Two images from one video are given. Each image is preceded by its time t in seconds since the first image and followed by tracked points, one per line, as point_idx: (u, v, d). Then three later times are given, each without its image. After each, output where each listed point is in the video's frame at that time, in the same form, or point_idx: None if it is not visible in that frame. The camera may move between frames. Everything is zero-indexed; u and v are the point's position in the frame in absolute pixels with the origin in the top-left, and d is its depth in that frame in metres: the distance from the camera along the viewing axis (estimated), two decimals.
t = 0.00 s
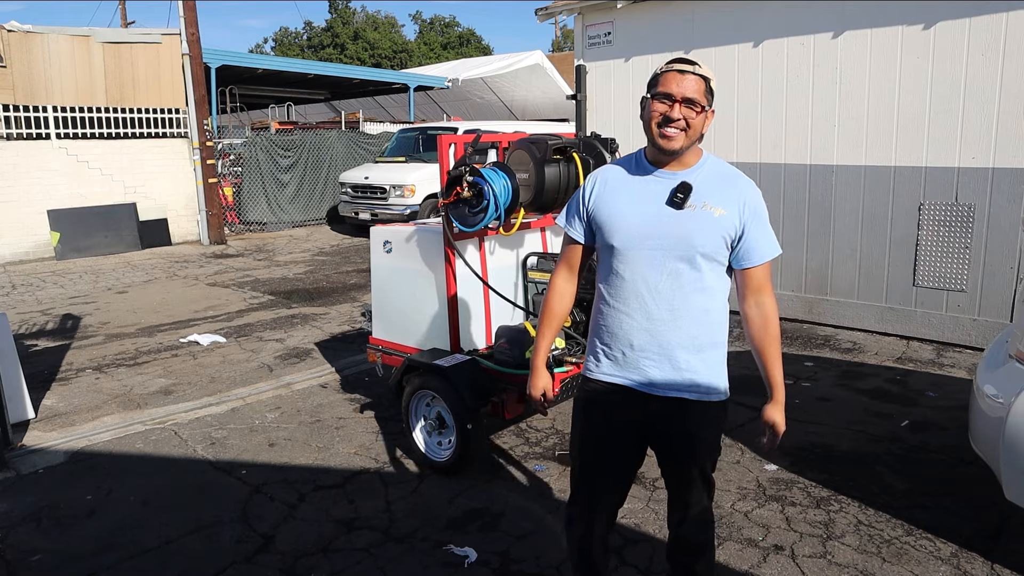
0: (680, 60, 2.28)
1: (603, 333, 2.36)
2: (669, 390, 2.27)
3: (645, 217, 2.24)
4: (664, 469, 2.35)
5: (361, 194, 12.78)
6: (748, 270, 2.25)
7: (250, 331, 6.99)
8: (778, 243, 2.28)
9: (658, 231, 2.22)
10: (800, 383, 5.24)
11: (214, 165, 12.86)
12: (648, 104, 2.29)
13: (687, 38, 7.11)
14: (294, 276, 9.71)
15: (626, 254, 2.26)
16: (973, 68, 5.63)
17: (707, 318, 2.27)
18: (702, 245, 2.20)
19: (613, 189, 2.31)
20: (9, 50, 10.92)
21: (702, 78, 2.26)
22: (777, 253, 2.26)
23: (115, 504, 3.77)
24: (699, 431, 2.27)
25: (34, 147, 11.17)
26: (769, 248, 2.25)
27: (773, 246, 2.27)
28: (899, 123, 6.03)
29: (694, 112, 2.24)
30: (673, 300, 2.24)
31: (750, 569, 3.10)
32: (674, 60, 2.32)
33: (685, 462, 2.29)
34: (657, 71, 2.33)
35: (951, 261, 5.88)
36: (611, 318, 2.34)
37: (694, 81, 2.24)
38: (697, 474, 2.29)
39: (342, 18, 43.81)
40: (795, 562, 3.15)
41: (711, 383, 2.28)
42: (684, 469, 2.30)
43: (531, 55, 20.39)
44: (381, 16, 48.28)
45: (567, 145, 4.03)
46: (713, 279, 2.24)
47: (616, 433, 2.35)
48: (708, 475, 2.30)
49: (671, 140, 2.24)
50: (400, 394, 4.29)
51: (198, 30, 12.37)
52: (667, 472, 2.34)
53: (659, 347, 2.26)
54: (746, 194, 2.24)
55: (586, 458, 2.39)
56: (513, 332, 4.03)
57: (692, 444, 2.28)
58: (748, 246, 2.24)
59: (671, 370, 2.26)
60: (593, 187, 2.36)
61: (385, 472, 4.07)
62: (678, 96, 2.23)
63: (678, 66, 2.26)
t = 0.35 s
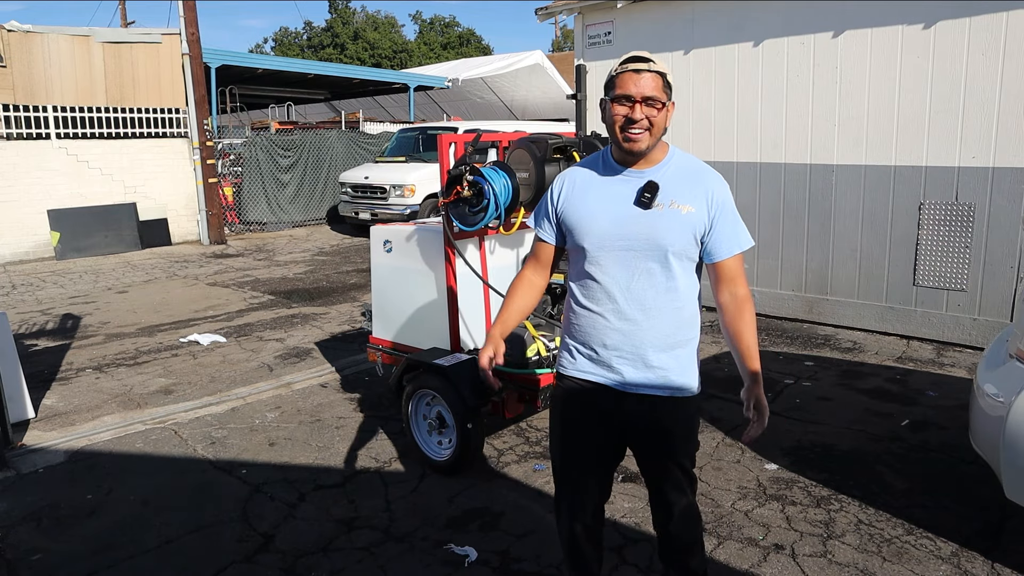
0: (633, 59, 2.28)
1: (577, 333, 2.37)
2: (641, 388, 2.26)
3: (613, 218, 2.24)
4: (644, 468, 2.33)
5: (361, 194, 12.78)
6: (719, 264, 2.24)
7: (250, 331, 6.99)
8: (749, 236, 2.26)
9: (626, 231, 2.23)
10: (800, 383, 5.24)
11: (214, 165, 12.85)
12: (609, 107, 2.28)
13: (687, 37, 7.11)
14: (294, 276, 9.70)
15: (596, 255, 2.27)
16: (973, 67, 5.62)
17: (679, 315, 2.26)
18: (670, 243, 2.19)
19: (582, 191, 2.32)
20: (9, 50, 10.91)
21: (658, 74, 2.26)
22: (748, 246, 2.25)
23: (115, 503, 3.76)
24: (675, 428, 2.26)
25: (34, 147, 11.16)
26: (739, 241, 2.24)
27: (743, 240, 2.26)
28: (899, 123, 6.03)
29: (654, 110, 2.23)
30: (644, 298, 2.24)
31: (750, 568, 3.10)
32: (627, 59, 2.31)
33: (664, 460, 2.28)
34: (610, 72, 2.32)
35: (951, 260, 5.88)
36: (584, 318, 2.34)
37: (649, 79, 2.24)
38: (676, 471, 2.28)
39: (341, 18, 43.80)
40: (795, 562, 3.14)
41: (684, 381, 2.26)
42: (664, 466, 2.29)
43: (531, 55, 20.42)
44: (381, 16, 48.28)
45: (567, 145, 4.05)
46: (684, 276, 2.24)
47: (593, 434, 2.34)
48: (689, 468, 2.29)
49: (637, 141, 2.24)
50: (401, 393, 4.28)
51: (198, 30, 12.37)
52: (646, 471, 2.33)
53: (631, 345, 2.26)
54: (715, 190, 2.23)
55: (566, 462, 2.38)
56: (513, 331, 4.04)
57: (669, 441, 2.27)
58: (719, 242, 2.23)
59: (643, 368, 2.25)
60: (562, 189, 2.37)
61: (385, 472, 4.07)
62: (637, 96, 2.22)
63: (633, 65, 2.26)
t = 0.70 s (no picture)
0: (596, 65, 2.26)
1: (557, 333, 2.37)
2: (621, 386, 2.24)
3: (590, 217, 2.25)
4: (630, 469, 2.32)
5: (361, 194, 12.78)
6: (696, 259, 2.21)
7: (250, 331, 7.00)
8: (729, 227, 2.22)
9: (603, 229, 2.23)
10: (800, 383, 5.24)
11: (214, 165, 12.86)
12: (575, 115, 2.27)
13: (687, 37, 7.10)
14: (294, 276, 9.71)
15: (575, 255, 2.27)
16: (973, 67, 5.63)
17: (659, 312, 2.24)
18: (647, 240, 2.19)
19: (559, 192, 2.33)
20: (9, 51, 10.92)
21: (621, 79, 2.24)
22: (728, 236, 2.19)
23: (115, 503, 3.77)
24: (659, 429, 2.24)
25: (34, 147, 11.17)
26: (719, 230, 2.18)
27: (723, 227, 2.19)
28: (899, 123, 6.03)
29: (620, 116, 2.22)
30: (622, 296, 2.23)
31: (750, 569, 3.11)
32: (590, 65, 2.30)
33: (648, 461, 2.26)
34: (574, 79, 2.30)
35: (950, 260, 5.89)
36: (564, 318, 2.34)
37: (614, 85, 2.22)
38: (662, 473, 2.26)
39: (341, 18, 43.82)
40: (795, 562, 3.15)
41: (665, 378, 2.24)
42: (650, 468, 2.27)
43: (531, 55, 20.45)
44: (381, 16, 48.27)
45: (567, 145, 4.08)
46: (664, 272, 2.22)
47: (578, 437, 2.35)
48: (675, 468, 2.27)
49: (606, 148, 2.24)
50: (401, 394, 4.29)
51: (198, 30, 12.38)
52: (633, 473, 2.32)
53: (609, 343, 2.24)
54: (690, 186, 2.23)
55: (555, 464, 2.39)
56: (513, 332, 4.04)
57: (653, 443, 2.25)
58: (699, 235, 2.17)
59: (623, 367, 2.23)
60: (540, 191, 2.38)
61: (385, 472, 4.08)
62: (601, 103, 2.21)
63: (595, 72, 2.25)
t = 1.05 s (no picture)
0: (596, 61, 2.29)
1: (552, 334, 2.37)
2: (616, 386, 2.25)
3: (584, 217, 2.25)
4: (626, 468, 2.32)
5: (361, 194, 12.78)
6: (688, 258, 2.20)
7: (250, 331, 7.00)
8: (722, 229, 2.24)
9: (597, 230, 2.23)
10: (800, 383, 5.24)
11: (214, 165, 12.85)
12: (571, 109, 2.30)
13: (687, 37, 7.10)
14: (295, 276, 9.71)
15: (569, 255, 2.27)
16: (973, 67, 5.63)
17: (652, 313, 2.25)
18: (641, 240, 2.19)
19: (553, 192, 2.34)
20: (9, 50, 10.92)
21: (618, 77, 2.26)
22: (721, 239, 2.21)
23: (115, 503, 3.77)
24: (655, 428, 2.24)
25: (34, 147, 11.17)
26: (713, 233, 2.21)
27: (715, 231, 2.21)
28: (899, 122, 6.03)
29: (612, 113, 2.25)
30: (616, 296, 2.23)
31: (750, 568, 3.11)
32: (590, 62, 2.33)
33: (644, 460, 2.27)
34: (575, 75, 2.34)
35: (950, 260, 5.89)
36: (558, 319, 2.34)
37: (610, 82, 2.25)
38: (659, 471, 2.27)
39: (342, 18, 43.82)
40: (794, 562, 3.15)
41: (659, 378, 2.25)
42: (646, 467, 2.27)
43: (531, 55, 20.48)
44: (381, 16, 48.27)
45: (567, 146, 4.07)
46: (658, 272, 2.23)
47: (574, 436, 2.34)
48: (672, 469, 2.27)
49: (597, 143, 2.26)
50: (401, 394, 4.29)
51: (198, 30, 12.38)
52: (628, 472, 2.32)
53: (603, 344, 2.25)
54: (684, 186, 2.23)
55: (551, 464, 2.39)
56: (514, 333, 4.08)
57: (649, 442, 2.25)
58: (690, 235, 2.19)
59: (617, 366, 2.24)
60: (535, 192, 2.39)
61: (385, 472, 4.08)
62: (595, 98, 2.24)
63: (594, 68, 2.27)
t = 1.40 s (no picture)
0: (615, 57, 2.30)
1: (564, 333, 2.36)
2: (630, 386, 2.26)
3: (599, 217, 2.24)
4: (634, 467, 2.33)
5: (361, 194, 12.78)
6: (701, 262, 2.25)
7: (250, 331, 6.99)
8: (733, 232, 2.28)
9: (613, 230, 2.22)
10: (800, 383, 5.24)
11: (214, 165, 12.83)
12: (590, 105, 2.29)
13: (687, 37, 7.10)
14: (294, 276, 9.71)
15: (584, 255, 2.26)
16: (973, 66, 5.63)
17: (666, 314, 2.27)
18: (657, 242, 2.20)
19: (567, 191, 2.31)
20: (9, 50, 10.92)
21: (638, 73, 2.28)
22: (731, 243, 2.27)
23: (115, 503, 3.76)
24: (668, 426, 2.26)
25: (34, 147, 11.17)
26: (723, 238, 2.26)
27: (726, 236, 2.27)
28: (899, 122, 6.02)
29: (633, 109, 2.24)
30: (631, 297, 2.24)
31: (749, 568, 3.10)
32: (608, 59, 2.34)
33: (654, 458, 2.27)
34: (593, 70, 2.34)
35: (950, 260, 5.89)
36: (571, 319, 2.34)
37: (630, 77, 2.26)
38: (668, 471, 2.27)
39: (342, 18, 43.81)
40: (794, 562, 3.15)
41: (672, 379, 2.27)
42: (655, 466, 2.28)
43: (531, 55, 20.49)
44: (381, 15, 48.27)
45: (567, 145, 4.12)
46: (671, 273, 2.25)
47: (584, 433, 2.34)
48: (680, 470, 2.28)
49: (616, 138, 2.23)
50: (400, 393, 4.28)
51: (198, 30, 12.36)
52: (636, 470, 2.32)
53: (618, 345, 2.26)
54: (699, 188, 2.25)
55: (559, 460, 2.38)
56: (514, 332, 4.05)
57: (659, 440, 2.26)
58: (703, 238, 2.24)
59: (632, 368, 2.25)
60: (547, 190, 2.36)
61: (385, 472, 4.08)
62: (616, 93, 2.24)
63: (614, 64, 2.28)
